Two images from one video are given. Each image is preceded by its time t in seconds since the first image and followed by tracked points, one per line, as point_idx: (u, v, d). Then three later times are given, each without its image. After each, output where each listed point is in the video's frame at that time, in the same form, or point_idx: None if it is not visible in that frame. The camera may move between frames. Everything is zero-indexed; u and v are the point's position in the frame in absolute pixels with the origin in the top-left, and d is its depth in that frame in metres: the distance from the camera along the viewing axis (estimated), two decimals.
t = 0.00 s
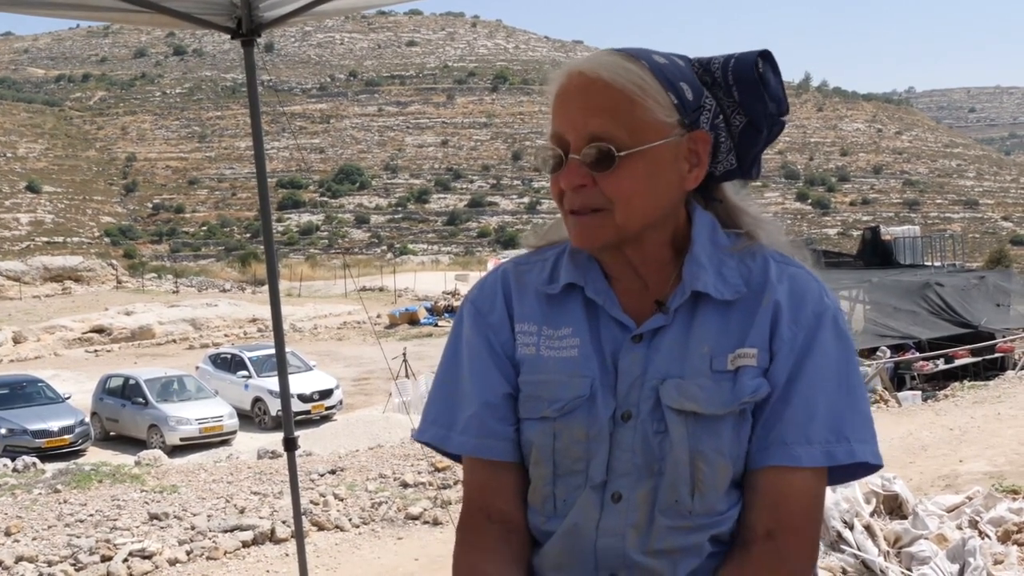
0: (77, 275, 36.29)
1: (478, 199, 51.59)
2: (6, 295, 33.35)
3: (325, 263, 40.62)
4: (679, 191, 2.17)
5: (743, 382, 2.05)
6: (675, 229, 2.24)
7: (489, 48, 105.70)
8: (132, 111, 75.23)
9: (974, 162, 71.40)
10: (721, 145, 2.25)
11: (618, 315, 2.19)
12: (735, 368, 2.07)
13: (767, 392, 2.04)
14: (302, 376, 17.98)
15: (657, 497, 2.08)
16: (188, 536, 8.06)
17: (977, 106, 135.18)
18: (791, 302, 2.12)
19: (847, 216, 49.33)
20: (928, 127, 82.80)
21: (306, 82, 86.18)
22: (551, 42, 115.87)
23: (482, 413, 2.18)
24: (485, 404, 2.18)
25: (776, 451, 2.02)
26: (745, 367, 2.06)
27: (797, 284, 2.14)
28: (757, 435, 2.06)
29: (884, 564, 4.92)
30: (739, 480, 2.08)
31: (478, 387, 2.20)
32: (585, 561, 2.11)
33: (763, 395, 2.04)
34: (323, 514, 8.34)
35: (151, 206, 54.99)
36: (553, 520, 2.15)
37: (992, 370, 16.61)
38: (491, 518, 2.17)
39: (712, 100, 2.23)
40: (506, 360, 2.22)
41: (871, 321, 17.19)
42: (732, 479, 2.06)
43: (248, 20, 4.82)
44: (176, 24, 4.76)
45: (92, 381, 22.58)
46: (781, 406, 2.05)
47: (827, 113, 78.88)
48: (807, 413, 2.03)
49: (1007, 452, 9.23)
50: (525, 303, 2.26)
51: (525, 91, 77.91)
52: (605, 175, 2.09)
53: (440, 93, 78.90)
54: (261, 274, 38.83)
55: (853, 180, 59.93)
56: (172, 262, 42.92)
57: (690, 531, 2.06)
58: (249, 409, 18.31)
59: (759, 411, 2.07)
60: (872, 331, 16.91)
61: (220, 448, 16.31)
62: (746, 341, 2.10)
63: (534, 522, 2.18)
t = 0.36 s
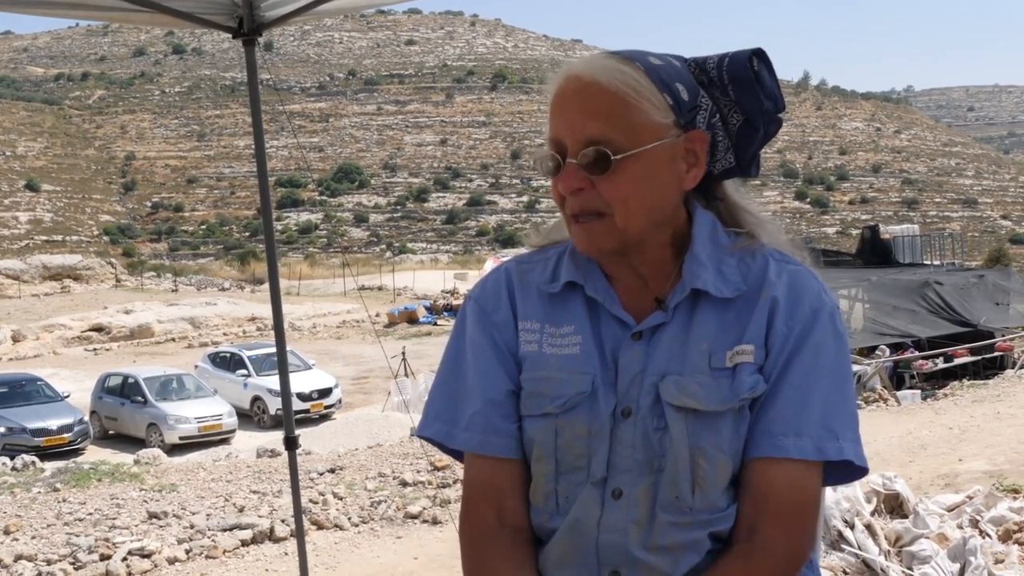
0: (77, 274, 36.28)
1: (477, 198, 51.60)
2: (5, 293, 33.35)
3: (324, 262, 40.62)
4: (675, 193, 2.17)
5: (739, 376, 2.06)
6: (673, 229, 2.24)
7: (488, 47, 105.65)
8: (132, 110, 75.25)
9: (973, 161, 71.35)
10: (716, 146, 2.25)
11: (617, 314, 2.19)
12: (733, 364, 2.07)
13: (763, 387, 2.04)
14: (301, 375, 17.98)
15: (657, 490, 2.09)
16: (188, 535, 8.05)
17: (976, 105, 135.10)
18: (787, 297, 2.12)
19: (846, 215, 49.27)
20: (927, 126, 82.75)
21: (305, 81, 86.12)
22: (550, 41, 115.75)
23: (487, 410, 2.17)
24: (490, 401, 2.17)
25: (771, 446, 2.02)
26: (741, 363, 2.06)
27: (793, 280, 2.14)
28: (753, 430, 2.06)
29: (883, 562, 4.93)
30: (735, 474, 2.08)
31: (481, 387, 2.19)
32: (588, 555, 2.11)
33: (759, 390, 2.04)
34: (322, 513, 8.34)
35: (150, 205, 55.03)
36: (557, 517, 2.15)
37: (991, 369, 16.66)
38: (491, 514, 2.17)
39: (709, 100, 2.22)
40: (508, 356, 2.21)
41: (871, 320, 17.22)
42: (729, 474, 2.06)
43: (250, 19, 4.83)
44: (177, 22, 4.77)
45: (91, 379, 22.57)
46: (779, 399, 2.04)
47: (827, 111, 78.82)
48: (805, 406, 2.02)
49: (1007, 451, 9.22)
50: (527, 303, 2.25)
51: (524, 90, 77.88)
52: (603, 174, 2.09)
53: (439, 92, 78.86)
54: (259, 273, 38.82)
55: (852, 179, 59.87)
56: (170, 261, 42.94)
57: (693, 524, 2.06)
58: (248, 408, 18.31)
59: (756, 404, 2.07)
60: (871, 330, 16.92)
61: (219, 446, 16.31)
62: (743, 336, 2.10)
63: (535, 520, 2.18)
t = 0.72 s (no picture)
0: (76, 272, 36.25)
1: (476, 198, 51.61)
2: (4, 291, 33.32)
3: (323, 261, 40.59)
4: (680, 197, 2.16)
5: (750, 385, 2.05)
6: (678, 235, 2.23)
7: (488, 47, 105.62)
8: (131, 109, 75.22)
9: (972, 161, 71.33)
10: (720, 152, 2.25)
11: (626, 316, 2.17)
12: (742, 371, 2.06)
13: (771, 396, 2.04)
14: (300, 374, 17.96)
15: (665, 496, 2.08)
16: (186, 534, 8.04)
17: (975, 105, 135.26)
18: (796, 303, 2.12)
19: (846, 215, 49.24)
20: (927, 126, 82.76)
21: (304, 80, 86.02)
22: (549, 40, 115.70)
23: (498, 409, 2.14)
24: (500, 400, 2.15)
25: (783, 453, 2.02)
26: (750, 369, 2.06)
27: (800, 288, 2.14)
28: (764, 437, 2.05)
29: (883, 562, 4.92)
30: (744, 481, 2.07)
31: (491, 387, 2.16)
32: (593, 558, 2.10)
33: (768, 397, 2.04)
34: (321, 512, 8.33)
35: (149, 204, 55.00)
36: (564, 517, 2.13)
37: (990, 369, 16.66)
38: (499, 513, 2.13)
39: (714, 105, 2.21)
40: (517, 355, 2.18)
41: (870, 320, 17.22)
42: (738, 480, 2.05)
43: (251, 19, 4.81)
44: (177, 22, 4.75)
45: (90, 378, 22.58)
46: (788, 407, 2.04)
47: (826, 111, 78.82)
48: (813, 415, 2.02)
49: (1006, 451, 9.22)
50: (534, 303, 2.22)
51: (523, 89, 77.85)
52: (612, 181, 2.07)
53: (439, 91, 78.78)
54: (258, 272, 38.79)
55: (851, 178, 59.83)
56: (169, 259, 42.92)
57: (701, 530, 2.06)
58: (246, 407, 18.29)
59: (766, 412, 2.06)
60: (871, 329, 16.89)
61: (218, 445, 16.30)
62: (753, 342, 2.09)
63: (543, 520, 2.16)
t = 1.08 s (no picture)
0: (75, 270, 36.23)
1: (475, 197, 51.67)
2: (3, 289, 33.31)
3: (323, 260, 40.57)
4: (682, 204, 2.17)
5: (755, 391, 2.05)
6: (681, 238, 2.23)
7: (488, 46, 105.63)
8: (130, 107, 75.20)
9: (972, 161, 71.31)
10: (725, 154, 2.25)
11: (630, 322, 2.17)
12: (748, 378, 2.06)
13: (776, 403, 2.05)
14: (299, 373, 17.96)
15: (669, 502, 2.08)
16: (185, 532, 8.03)
17: (975, 105, 135.34)
18: (801, 307, 2.13)
19: (845, 214, 49.24)
20: (927, 126, 82.78)
21: (304, 79, 85.96)
22: (549, 38, 115.67)
23: (505, 415, 2.12)
24: (509, 406, 2.13)
25: (782, 459, 2.02)
26: (757, 376, 2.06)
27: (806, 291, 2.15)
28: (768, 443, 2.06)
29: (882, 563, 4.92)
30: (744, 487, 2.07)
31: (495, 396, 2.14)
32: (595, 565, 2.11)
33: (773, 405, 2.04)
34: (320, 510, 8.33)
35: (148, 202, 55.02)
36: (567, 525, 2.14)
37: (989, 370, 16.65)
38: (502, 519, 2.12)
39: (719, 105, 2.21)
40: (521, 361, 2.18)
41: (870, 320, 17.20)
42: (742, 488, 2.06)
43: (250, 17, 4.81)
44: (178, 20, 4.75)
45: (89, 376, 22.58)
46: (792, 412, 2.04)
47: (826, 111, 78.82)
48: (814, 422, 2.03)
49: (1004, 451, 9.23)
50: (537, 306, 2.22)
51: (523, 89, 77.83)
52: (617, 188, 2.07)
53: (438, 90, 78.73)
54: (257, 271, 38.78)
55: (851, 178, 59.82)
56: (168, 258, 42.92)
57: (702, 539, 2.06)
58: (245, 405, 18.29)
59: (768, 420, 2.07)
60: (870, 330, 16.88)
61: (217, 444, 16.29)
62: (757, 349, 2.10)
63: (547, 526, 2.15)
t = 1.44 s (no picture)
0: (74, 268, 36.14)
1: (475, 196, 51.68)
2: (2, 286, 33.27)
3: (322, 258, 40.52)
4: (686, 205, 2.16)
5: (755, 392, 2.06)
6: (683, 239, 2.23)
7: (488, 44, 105.55)
8: (130, 105, 75.13)
9: (972, 162, 71.33)
10: (729, 155, 2.25)
11: (631, 323, 2.18)
12: (748, 378, 2.07)
13: (777, 404, 2.05)
14: (298, 372, 17.96)
15: (670, 505, 2.08)
16: (183, 530, 8.04)
17: (975, 105, 135.31)
18: (802, 307, 2.13)
19: (845, 215, 49.24)
20: (927, 127, 82.80)
21: (303, 77, 85.91)
22: (549, 38, 115.60)
23: (507, 415, 2.12)
24: (511, 407, 2.13)
25: (784, 460, 2.02)
26: (756, 378, 2.06)
27: (808, 292, 2.15)
28: (768, 444, 2.06)
29: (882, 564, 4.92)
30: (744, 488, 2.08)
31: (498, 394, 2.14)
32: (596, 568, 2.11)
33: (774, 406, 2.04)
34: (319, 509, 8.33)
35: (148, 200, 55.02)
36: (567, 525, 2.14)
37: (988, 370, 16.62)
38: (501, 519, 2.12)
39: (723, 108, 2.21)
40: (522, 363, 2.18)
41: (869, 320, 17.22)
42: (742, 488, 2.06)
43: (250, 15, 4.80)
44: (176, 18, 4.74)
45: (88, 374, 22.54)
46: (792, 413, 2.05)
47: (825, 111, 78.85)
48: (816, 424, 2.04)
49: (1003, 451, 9.25)
50: (539, 308, 2.22)
51: (523, 88, 77.82)
52: (621, 191, 2.08)
53: (438, 89, 78.66)
54: (257, 270, 38.74)
55: (850, 179, 59.81)
56: (168, 256, 42.88)
57: (703, 539, 2.07)
58: (244, 404, 18.29)
59: (771, 421, 2.07)
60: (869, 330, 16.88)
61: (216, 442, 16.30)
62: (758, 351, 2.10)
63: (547, 525, 2.16)
